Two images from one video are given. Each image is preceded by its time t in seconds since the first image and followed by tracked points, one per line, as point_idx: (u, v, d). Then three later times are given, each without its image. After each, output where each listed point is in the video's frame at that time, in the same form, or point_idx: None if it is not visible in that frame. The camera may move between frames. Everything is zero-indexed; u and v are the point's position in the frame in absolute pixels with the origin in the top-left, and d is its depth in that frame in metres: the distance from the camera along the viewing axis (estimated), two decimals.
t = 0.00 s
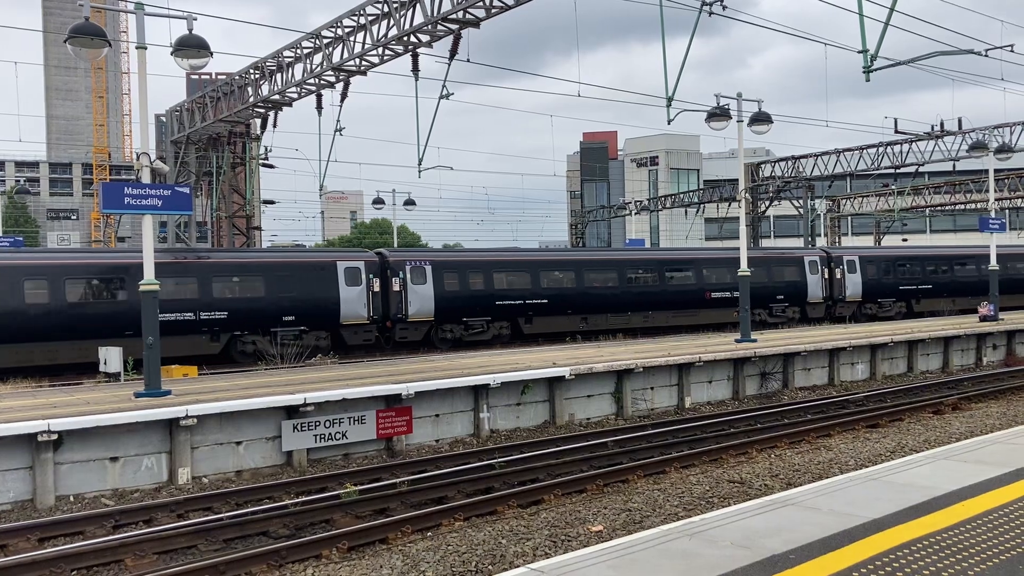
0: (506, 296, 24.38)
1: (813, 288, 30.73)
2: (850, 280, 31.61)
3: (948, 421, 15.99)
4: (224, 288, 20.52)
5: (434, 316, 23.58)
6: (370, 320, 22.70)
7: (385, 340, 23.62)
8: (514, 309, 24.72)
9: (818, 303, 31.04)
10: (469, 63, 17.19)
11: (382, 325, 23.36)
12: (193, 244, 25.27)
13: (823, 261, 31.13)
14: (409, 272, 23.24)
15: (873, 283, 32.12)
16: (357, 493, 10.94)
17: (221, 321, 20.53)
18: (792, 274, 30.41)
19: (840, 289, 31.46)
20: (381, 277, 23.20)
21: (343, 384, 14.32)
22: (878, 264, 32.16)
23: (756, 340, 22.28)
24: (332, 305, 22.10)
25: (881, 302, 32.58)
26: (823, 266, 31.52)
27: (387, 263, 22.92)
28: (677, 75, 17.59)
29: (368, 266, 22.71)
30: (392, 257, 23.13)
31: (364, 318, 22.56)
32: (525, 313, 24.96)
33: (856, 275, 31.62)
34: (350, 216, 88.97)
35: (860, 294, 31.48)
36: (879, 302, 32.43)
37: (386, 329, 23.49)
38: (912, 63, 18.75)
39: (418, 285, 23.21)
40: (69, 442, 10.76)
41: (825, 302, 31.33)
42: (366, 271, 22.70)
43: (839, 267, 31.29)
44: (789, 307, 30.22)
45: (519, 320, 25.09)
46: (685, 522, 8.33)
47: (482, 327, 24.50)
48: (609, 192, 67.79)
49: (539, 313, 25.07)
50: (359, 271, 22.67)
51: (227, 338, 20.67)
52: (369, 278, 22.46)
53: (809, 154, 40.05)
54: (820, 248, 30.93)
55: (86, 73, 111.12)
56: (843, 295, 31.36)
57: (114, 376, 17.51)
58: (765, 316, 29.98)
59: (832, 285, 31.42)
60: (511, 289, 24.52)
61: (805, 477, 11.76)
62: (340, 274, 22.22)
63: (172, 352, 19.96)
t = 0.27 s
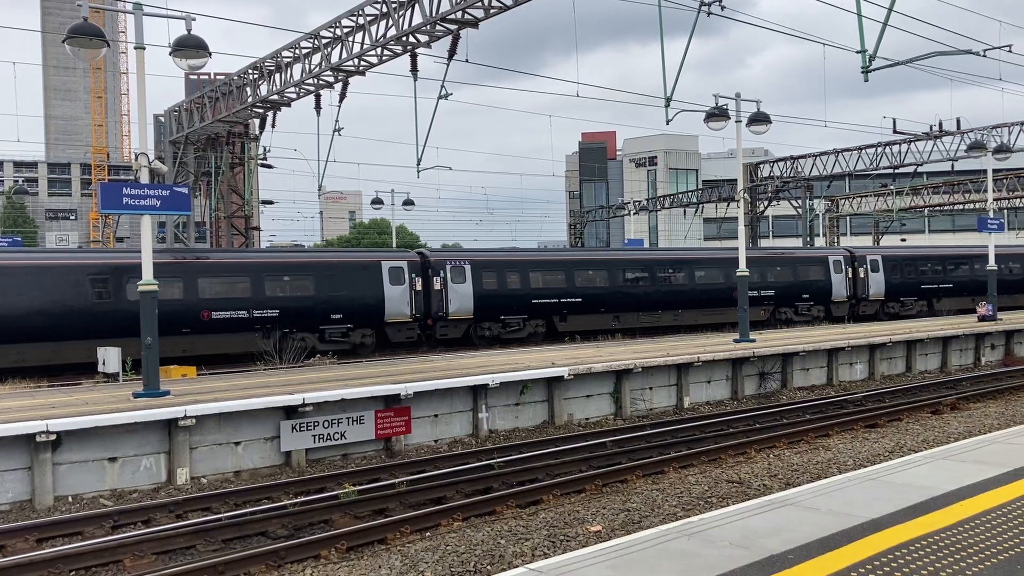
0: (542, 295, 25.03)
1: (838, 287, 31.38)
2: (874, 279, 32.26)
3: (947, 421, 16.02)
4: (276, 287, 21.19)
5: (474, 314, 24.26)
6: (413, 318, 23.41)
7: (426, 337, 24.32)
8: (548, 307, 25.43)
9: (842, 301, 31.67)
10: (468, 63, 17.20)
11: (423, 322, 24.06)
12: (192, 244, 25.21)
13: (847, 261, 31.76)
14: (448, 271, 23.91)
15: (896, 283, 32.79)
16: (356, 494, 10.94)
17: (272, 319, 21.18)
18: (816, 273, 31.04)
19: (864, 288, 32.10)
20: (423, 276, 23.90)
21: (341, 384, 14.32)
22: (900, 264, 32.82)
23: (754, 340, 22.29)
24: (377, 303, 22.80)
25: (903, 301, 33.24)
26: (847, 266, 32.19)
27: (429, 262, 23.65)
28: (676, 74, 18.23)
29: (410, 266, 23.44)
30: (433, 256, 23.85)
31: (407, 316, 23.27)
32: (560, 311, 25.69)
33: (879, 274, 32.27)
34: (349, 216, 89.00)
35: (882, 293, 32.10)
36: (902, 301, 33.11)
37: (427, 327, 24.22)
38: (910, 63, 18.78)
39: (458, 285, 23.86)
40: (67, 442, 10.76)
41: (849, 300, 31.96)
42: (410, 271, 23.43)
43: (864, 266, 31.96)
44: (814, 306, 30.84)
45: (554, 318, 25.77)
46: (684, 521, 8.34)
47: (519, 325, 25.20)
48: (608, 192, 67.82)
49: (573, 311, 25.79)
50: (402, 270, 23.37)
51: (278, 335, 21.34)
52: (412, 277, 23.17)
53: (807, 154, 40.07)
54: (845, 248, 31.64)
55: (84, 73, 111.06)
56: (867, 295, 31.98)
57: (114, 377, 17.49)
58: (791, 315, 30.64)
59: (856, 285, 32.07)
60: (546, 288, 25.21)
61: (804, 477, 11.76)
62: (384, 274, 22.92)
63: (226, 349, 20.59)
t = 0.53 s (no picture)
0: (576, 294, 25.64)
1: (862, 286, 31.86)
2: (896, 278, 32.79)
3: (945, 421, 16.03)
4: (323, 286, 21.86)
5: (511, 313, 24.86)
6: (452, 316, 24.06)
7: (465, 335, 24.95)
8: (582, 306, 26.01)
9: (865, 300, 32.16)
10: (466, 63, 17.19)
11: (462, 320, 24.68)
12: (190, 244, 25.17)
13: (870, 260, 32.20)
14: (486, 271, 24.54)
15: (917, 282, 33.36)
16: (354, 494, 10.94)
17: (320, 317, 21.85)
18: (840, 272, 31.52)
19: (886, 287, 32.62)
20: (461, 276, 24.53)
21: (340, 384, 14.31)
22: (921, 263, 33.38)
23: (753, 340, 22.30)
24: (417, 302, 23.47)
25: (925, 300, 33.80)
26: (869, 265, 32.65)
27: (468, 262, 24.27)
28: (674, 76, 18.49)
29: (450, 265, 24.11)
30: (471, 256, 24.49)
31: (447, 314, 23.91)
32: (593, 309, 26.29)
33: (901, 273, 32.81)
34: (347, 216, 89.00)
35: (904, 292, 32.61)
36: (924, 300, 33.70)
37: (466, 325, 24.84)
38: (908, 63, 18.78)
39: (496, 284, 24.49)
40: (65, 443, 10.75)
41: (872, 299, 32.45)
42: (449, 271, 24.10)
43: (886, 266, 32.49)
44: (839, 305, 31.30)
45: (587, 316, 26.40)
46: (682, 522, 8.33)
47: (553, 324, 25.75)
48: (606, 192, 67.84)
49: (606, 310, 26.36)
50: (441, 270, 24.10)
51: (325, 332, 22.07)
52: (451, 277, 23.89)
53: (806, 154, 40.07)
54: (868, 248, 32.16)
55: (82, 73, 110.95)
56: (890, 293, 32.48)
57: (112, 377, 17.48)
58: (816, 313, 31.09)
59: (879, 284, 32.57)
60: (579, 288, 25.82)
61: (802, 478, 11.75)
62: (425, 273, 23.60)
63: (275, 346, 21.21)
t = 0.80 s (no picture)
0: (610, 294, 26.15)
1: (885, 285, 32.40)
2: (917, 278, 33.39)
3: (943, 421, 16.04)
4: (368, 285, 22.42)
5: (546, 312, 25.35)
6: (490, 315, 24.56)
7: (502, 333, 25.50)
8: (615, 305, 26.52)
9: (887, 299, 32.74)
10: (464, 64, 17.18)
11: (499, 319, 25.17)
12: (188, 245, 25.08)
13: (891, 260, 32.74)
14: (522, 270, 25.03)
15: (938, 281, 34.00)
16: (352, 495, 10.94)
17: (365, 316, 22.42)
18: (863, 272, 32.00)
19: (908, 286, 33.21)
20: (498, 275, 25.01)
21: (338, 385, 14.30)
22: (942, 263, 34.04)
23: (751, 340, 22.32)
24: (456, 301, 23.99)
25: (946, 298, 34.46)
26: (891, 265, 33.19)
27: (505, 262, 24.76)
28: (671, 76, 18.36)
29: (487, 265, 24.60)
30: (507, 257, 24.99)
31: (485, 313, 24.40)
32: (625, 308, 26.81)
33: (923, 273, 33.43)
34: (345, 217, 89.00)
35: (926, 291, 33.20)
36: (945, 299, 34.40)
37: (502, 324, 25.35)
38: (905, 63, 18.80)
39: (532, 283, 24.96)
40: (63, 444, 10.74)
41: (894, 299, 33.02)
42: (487, 270, 24.60)
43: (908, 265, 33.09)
44: (861, 304, 31.86)
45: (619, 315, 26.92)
46: (680, 522, 8.33)
47: (586, 322, 26.24)
48: (605, 192, 67.86)
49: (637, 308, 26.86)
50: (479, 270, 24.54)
51: (370, 330, 22.65)
52: (489, 277, 24.33)
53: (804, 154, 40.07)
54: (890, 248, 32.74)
55: (80, 73, 110.88)
56: (911, 293, 33.08)
57: (110, 378, 17.45)
58: (839, 312, 31.59)
59: (900, 283, 33.14)
60: (611, 287, 26.33)
61: (800, 478, 11.75)
62: (464, 273, 24.11)
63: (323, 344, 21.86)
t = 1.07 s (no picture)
0: (640, 293, 26.75)
1: (906, 285, 32.97)
2: (937, 277, 34.01)
3: (941, 421, 16.06)
4: (411, 285, 23.07)
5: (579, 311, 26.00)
6: (525, 314, 25.22)
7: (537, 332, 26.19)
8: (645, 305, 27.13)
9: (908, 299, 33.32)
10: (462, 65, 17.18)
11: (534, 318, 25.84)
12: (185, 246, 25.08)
13: (912, 260, 33.32)
14: (556, 270, 25.64)
15: (957, 281, 34.64)
16: (351, 496, 10.93)
17: (407, 314, 23.10)
18: (873, 272, 32.26)
19: (929, 286, 33.81)
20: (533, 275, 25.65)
21: (336, 386, 14.28)
22: (961, 263, 34.71)
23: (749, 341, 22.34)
24: (494, 300, 24.64)
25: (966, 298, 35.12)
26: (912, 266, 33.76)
27: (539, 262, 25.34)
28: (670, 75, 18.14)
29: (522, 265, 25.23)
30: (542, 257, 25.59)
31: (520, 312, 25.03)
32: (654, 307, 27.42)
33: (942, 272, 34.04)
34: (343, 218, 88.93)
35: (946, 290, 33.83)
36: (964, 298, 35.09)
37: (538, 322, 25.99)
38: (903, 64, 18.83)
39: (565, 283, 25.55)
40: (60, 445, 10.73)
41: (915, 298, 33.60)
42: (522, 270, 25.24)
43: (929, 265, 33.70)
44: (884, 303, 32.53)
45: (649, 314, 27.54)
46: (678, 522, 8.33)
47: (618, 321, 26.89)
48: (602, 193, 67.87)
49: (667, 308, 27.53)
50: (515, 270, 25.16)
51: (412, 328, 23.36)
52: (524, 277, 24.93)
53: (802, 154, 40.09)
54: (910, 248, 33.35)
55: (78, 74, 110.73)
56: (931, 292, 33.66)
57: (108, 379, 17.42)
58: (861, 311, 32.26)
59: (920, 283, 33.71)
60: (625, 288, 26.63)
61: (798, 478, 11.75)
62: (501, 273, 24.74)
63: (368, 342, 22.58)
